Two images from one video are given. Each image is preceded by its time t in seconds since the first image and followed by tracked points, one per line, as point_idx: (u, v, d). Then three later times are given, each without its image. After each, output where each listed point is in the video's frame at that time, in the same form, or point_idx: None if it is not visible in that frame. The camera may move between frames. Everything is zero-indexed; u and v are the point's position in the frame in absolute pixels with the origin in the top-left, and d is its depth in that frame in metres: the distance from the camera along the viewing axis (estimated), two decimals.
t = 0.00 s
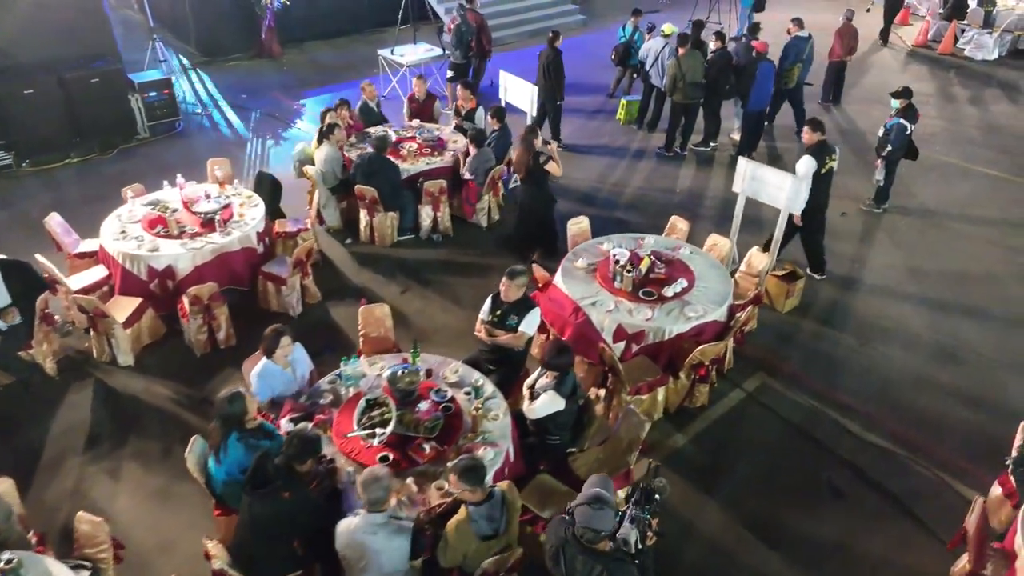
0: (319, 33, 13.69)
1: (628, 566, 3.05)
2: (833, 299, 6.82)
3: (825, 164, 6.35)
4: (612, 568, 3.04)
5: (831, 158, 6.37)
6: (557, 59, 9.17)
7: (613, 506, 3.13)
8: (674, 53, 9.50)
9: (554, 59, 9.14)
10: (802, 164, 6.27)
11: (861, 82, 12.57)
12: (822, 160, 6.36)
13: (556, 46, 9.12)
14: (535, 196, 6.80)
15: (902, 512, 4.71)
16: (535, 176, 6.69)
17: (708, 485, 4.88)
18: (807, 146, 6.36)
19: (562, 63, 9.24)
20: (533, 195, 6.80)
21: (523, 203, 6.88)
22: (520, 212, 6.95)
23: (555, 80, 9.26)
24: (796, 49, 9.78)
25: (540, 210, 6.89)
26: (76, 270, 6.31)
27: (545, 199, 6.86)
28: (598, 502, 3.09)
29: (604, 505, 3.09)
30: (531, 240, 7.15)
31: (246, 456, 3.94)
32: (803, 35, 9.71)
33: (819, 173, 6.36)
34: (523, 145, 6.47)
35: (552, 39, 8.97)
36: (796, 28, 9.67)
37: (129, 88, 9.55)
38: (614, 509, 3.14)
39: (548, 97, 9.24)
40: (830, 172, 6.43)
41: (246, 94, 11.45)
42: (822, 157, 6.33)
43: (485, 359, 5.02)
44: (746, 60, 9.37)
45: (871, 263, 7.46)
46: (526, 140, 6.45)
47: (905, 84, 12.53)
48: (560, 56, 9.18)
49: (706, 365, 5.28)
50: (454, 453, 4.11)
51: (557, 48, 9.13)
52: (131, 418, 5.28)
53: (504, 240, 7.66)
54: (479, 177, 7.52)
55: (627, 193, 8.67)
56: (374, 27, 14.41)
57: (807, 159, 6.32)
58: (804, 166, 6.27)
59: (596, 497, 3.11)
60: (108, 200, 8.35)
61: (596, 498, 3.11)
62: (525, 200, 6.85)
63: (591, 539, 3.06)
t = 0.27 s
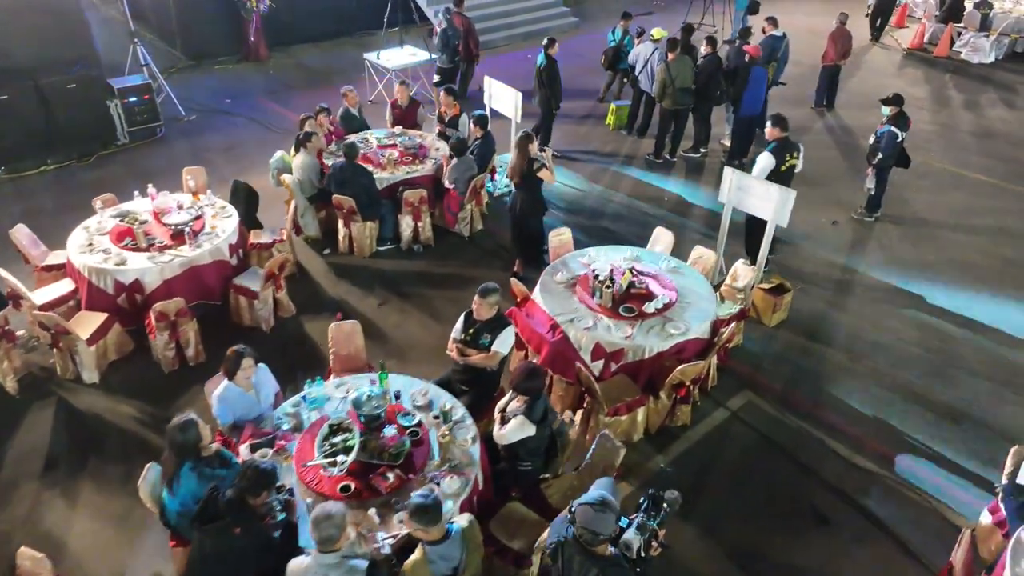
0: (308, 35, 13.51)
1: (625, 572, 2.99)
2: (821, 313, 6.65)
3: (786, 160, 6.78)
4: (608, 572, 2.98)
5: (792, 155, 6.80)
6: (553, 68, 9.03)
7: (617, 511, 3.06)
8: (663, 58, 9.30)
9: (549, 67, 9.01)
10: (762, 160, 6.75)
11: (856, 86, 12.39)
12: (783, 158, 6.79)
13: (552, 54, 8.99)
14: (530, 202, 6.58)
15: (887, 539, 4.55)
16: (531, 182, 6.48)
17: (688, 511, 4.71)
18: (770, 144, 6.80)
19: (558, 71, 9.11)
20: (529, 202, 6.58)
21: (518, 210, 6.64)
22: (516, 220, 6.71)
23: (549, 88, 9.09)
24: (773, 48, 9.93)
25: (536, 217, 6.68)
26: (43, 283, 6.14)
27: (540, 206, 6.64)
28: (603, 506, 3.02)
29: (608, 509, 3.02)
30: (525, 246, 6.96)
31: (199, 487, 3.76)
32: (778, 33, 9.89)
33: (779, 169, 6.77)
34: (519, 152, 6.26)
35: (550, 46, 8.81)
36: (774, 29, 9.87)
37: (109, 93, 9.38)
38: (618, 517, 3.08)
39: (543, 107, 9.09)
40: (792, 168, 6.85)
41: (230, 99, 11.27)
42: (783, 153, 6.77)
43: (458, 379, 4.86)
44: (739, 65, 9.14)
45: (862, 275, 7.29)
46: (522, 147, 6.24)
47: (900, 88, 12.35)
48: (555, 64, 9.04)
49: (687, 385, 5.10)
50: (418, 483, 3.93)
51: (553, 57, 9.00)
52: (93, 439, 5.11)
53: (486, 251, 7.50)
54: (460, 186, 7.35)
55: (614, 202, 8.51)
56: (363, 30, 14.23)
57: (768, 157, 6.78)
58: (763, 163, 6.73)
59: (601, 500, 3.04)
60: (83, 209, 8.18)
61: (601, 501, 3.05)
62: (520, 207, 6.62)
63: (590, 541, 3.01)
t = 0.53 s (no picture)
0: (296, 38, 13.32)
1: None
2: (812, 327, 6.46)
3: (751, 161, 6.67)
4: None
5: (757, 156, 6.67)
6: (550, 76, 8.77)
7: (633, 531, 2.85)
8: (655, 64, 9.13)
9: (543, 76, 8.74)
10: (728, 160, 6.63)
11: (852, 90, 12.20)
12: (747, 159, 6.67)
13: (547, 65, 8.69)
14: (529, 201, 6.43)
15: (876, 569, 4.36)
16: (530, 181, 6.34)
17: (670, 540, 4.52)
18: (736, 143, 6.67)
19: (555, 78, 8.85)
20: (527, 201, 6.44)
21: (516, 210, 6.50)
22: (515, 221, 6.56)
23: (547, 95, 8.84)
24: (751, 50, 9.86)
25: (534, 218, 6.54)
26: (9, 297, 5.94)
27: (538, 206, 6.50)
28: (618, 525, 2.82)
29: (622, 529, 2.82)
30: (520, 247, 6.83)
31: (152, 521, 3.51)
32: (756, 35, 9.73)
33: (743, 170, 6.66)
34: (519, 150, 6.11)
35: (546, 54, 8.53)
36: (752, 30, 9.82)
37: (88, 98, 9.19)
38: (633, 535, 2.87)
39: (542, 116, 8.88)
40: (757, 169, 6.73)
41: (215, 103, 11.08)
42: (748, 154, 6.65)
43: (432, 402, 4.67)
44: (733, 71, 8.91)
45: (856, 287, 7.09)
46: (522, 145, 6.08)
47: (896, 91, 12.17)
48: (552, 71, 8.78)
49: (670, 407, 4.93)
50: (383, 515, 3.76)
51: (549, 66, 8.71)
52: (54, 462, 4.92)
53: (470, 262, 7.31)
54: (443, 196, 7.16)
55: (603, 211, 8.32)
56: (353, 33, 14.04)
57: (733, 156, 6.66)
58: (728, 163, 6.62)
59: (616, 518, 2.85)
60: (59, 217, 7.99)
61: (616, 519, 2.85)
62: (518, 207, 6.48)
63: (604, 561, 2.81)
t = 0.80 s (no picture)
0: (285, 42, 13.12)
1: None
2: (806, 342, 6.26)
3: (718, 155, 6.67)
4: None
5: (725, 149, 6.63)
6: (550, 84, 8.55)
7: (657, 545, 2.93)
8: (647, 70, 8.93)
9: (545, 83, 8.51)
10: (696, 155, 6.64)
11: (850, 94, 12.02)
12: (715, 152, 6.65)
13: (548, 71, 8.45)
14: (526, 199, 6.69)
15: None
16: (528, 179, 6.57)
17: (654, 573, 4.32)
18: (703, 137, 6.64)
19: (556, 85, 8.63)
20: (524, 200, 6.69)
21: (514, 209, 6.76)
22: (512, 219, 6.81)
23: (548, 102, 8.64)
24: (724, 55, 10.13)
25: (532, 215, 6.79)
26: None
27: (536, 205, 6.76)
28: (643, 540, 2.89)
29: (647, 543, 2.89)
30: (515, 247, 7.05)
31: (101, 564, 3.30)
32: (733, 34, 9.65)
33: (711, 164, 6.67)
34: (517, 149, 6.38)
35: (547, 60, 8.31)
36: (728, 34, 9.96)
37: (68, 105, 8.99)
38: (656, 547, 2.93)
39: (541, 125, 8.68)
40: (725, 161, 6.73)
41: (200, 108, 10.88)
42: (716, 148, 6.64)
43: (406, 427, 4.47)
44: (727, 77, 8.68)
45: (851, 300, 6.90)
46: (520, 144, 6.35)
47: (894, 96, 11.98)
48: (551, 78, 8.53)
49: (655, 432, 4.74)
50: (348, 554, 3.56)
51: (549, 73, 8.48)
52: (14, 489, 4.73)
53: (454, 275, 7.12)
54: (427, 206, 6.97)
55: (593, 221, 8.13)
56: (344, 36, 13.84)
57: (700, 151, 6.65)
58: (696, 158, 6.61)
59: (640, 534, 2.91)
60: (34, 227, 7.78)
61: (639, 534, 2.92)
62: (516, 205, 6.74)
63: None
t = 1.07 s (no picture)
0: (275, 45, 12.92)
1: None
2: (800, 359, 6.06)
3: (679, 157, 6.68)
4: None
5: (688, 152, 6.66)
6: (551, 91, 8.31)
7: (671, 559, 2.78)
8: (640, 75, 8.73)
9: (545, 89, 8.29)
10: (658, 159, 6.71)
11: (848, 98, 11.83)
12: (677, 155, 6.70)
13: (550, 76, 8.23)
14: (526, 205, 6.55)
15: None
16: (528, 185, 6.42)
17: None
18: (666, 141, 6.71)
19: (559, 91, 8.38)
20: (524, 205, 6.55)
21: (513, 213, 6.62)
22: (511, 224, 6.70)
23: (549, 108, 8.38)
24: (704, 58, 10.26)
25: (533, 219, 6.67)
26: None
27: (536, 209, 6.62)
28: (657, 552, 2.75)
29: (661, 556, 2.75)
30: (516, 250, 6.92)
31: None
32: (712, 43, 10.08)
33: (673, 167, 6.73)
34: (514, 154, 6.24)
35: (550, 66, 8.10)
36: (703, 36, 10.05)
37: (48, 111, 8.80)
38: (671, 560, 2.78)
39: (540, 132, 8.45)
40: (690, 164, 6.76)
41: (186, 113, 10.68)
42: (677, 151, 6.69)
43: (382, 456, 4.28)
44: (722, 83, 8.50)
45: (847, 314, 6.71)
46: (517, 150, 6.21)
47: (893, 100, 11.79)
48: (554, 84, 8.29)
49: (641, 459, 4.54)
50: None
51: (551, 78, 8.25)
52: None
53: (439, 287, 6.92)
54: (411, 217, 6.78)
55: (583, 231, 7.94)
56: (335, 39, 13.65)
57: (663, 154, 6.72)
58: (657, 161, 6.69)
59: (655, 545, 2.77)
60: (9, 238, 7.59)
61: (654, 546, 2.77)
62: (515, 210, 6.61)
63: None
